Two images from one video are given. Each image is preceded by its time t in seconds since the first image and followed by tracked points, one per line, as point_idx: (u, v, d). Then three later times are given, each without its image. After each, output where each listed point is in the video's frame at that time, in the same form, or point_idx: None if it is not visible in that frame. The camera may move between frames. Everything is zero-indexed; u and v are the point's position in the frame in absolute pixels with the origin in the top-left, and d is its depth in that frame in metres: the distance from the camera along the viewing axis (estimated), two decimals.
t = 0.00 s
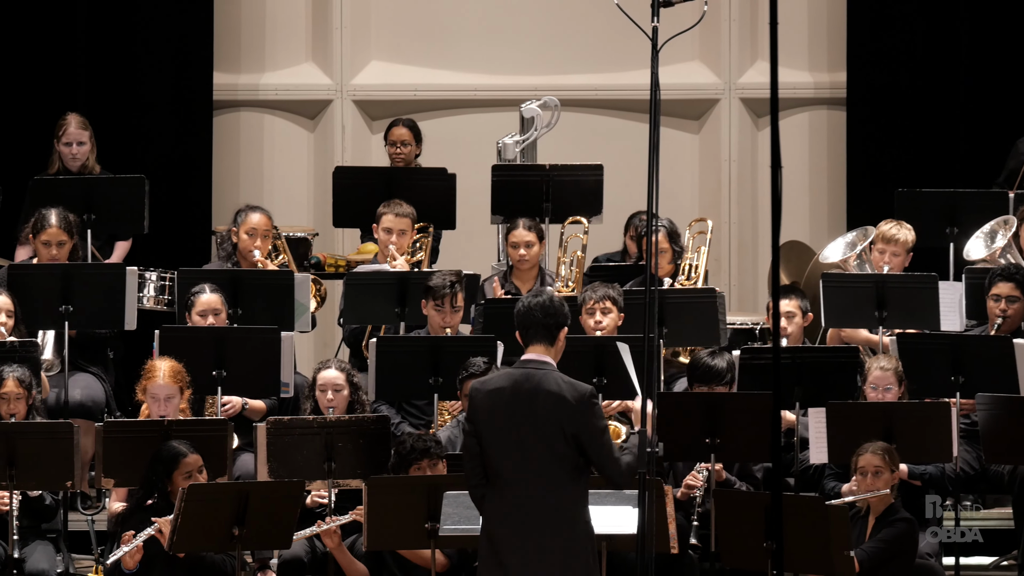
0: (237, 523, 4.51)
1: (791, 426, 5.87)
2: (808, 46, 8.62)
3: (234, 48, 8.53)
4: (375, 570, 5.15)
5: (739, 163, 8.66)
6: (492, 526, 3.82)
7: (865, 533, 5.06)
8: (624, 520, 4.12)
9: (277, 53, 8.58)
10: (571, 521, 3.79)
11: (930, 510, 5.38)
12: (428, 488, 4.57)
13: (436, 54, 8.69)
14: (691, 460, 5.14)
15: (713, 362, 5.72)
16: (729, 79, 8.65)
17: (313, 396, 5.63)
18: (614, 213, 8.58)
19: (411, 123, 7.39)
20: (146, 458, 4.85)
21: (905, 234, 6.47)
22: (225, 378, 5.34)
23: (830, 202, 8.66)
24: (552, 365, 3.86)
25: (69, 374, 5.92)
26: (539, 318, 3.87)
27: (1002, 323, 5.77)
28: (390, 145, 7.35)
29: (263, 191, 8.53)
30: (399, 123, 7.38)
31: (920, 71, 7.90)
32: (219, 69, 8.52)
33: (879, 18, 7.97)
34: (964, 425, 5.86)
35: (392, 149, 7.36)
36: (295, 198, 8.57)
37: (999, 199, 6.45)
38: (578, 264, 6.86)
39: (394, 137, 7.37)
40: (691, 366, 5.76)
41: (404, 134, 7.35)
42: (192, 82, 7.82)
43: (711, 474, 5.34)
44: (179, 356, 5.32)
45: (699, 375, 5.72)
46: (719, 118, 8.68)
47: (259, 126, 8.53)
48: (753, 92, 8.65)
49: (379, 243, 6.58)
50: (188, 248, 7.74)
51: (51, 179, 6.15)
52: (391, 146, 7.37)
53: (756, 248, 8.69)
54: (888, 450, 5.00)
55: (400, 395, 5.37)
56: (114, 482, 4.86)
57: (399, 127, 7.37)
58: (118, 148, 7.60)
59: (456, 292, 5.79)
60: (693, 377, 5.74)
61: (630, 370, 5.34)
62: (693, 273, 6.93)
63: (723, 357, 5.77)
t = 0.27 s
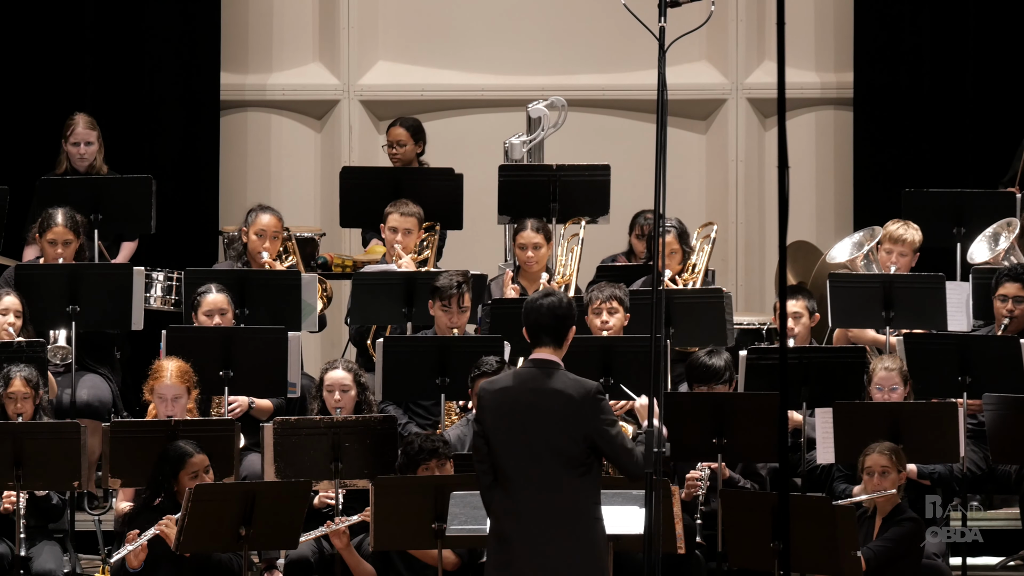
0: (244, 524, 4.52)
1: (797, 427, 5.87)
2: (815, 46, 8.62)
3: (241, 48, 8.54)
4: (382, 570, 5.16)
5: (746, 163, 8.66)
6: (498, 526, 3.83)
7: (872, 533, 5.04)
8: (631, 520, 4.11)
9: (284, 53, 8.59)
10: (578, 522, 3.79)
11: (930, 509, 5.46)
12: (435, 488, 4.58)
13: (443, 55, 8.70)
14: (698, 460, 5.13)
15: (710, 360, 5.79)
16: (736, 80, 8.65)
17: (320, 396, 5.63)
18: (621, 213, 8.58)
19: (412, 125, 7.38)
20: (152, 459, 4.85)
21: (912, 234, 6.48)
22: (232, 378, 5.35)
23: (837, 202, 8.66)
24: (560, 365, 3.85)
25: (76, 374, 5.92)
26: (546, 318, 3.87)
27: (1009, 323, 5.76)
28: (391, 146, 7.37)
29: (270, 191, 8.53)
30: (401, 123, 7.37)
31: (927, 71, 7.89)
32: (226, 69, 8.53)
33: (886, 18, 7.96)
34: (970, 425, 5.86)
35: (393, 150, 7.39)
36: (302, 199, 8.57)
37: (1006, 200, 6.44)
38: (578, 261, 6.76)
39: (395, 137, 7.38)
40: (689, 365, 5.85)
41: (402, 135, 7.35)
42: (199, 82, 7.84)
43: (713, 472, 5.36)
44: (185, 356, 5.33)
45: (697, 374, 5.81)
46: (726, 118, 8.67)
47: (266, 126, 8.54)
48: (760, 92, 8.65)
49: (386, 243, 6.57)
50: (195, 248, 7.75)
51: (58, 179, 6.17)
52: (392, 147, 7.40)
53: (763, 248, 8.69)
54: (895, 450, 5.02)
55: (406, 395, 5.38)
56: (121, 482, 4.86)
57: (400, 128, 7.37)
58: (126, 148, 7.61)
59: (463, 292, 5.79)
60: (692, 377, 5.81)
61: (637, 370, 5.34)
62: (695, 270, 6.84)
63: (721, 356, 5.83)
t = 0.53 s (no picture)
0: (250, 523, 4.53)
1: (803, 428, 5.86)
2: (821, 46, 8.61)
3: (247, 48, 8.55)
4: (388, 570, 5.17)
5: (752, 163, 8.66)
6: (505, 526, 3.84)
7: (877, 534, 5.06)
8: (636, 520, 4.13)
9: (290, 53, 8.59)
10: (586, 523, 3.79)
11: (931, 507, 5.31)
12: (441, 488, 4.58)
13: (448, 55, 8.70)
14: (704, 460, 5.13)
15: (712, 359, 5.77)
16: (742, 80, 8.64)
17: (326, 396, 5.64)
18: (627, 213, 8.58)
19: (413, 129, 7.37)
20: (158, 459, 4.86)
21: (916, 235, 6.44)
22: (238, 378, 5.35)
23: (842, 202, 8.65)
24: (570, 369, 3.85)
25: (81, 375, 5.94)
26: (556, 321, 3.86)
27: (1014, 323, 5.76)
28: (391, 150, 7.37)
29: (276, 192, 8.54)
30: (401, 128, 7.37)
31: (933, 71, 7.88)
32: (232, 69, 8.53)
33: (892, 18, 7.95)
34: (976, 425, 5.86)
35: (393, 154, 7.38)
36: (308, 199, 8.58)
37: (1012, 200, 6.44)
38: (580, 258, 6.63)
39: (394, 141, 7.37)
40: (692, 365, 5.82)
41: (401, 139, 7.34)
42: (205, 82, 7.84)
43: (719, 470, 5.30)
44: (191, 356, 5.34)
45: (700, 373, 5.79)
46: (732, 118, 8.67)
47: (271, 126, 8.54)
48: (765, 92, 8.64)
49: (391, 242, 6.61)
50: (201, 248, 7.75)
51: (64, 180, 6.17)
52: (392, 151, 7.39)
53: (769, 248, 8.68)
54: (901, 450, 5.01)
55: (412, 395, 5.38)
56: (127, 482, 4.87)
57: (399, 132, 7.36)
58: (132, 149, 7.61)
59: (470, 292, 5.79)
60: (695, 376, 5.78)
61: (643, 371, 5.34)
62: (697, 269, 6.79)
63: (724, 355, 5.80)
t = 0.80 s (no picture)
0: (255, 524, 4.53)
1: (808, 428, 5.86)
2: (827, 46, 8.60)
3: (253, 48, 8.55)
4: (394, 570, 5.18)
5: (757, 163, 8.65)
6: (513, 532, 3.84)
7: (883, 535, 5.04)
8: (642, 521, 4.13)
9: (295, 54, 8.60)
10: (593, 533, 3.78)
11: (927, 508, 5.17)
12: (446, 487, 4.58)
13: (454, 55, 8.70)
14: (709, 460, 5.13)
15: (719, 360, 5.73)
16: (747, 80, 8.64)
17: (332, 396, 5.63)
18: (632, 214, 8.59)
19: (402, 130, 7.40)
20: (164, 460, 4.87)
21: (922, 234, 6.45)
22: (244, 378, 5.36)
23: (848, 202, 8.65)
24: (580, 380, 3.85)
25: (87, 374, 5.94)
26: (568, 331, 3.85)
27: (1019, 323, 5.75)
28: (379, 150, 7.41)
29: (282, 192, 8.55)
30: (390, 128, 7.40)
31: (939, 71, 7.87)
32: (238, 69, 8.54)
33: (897, 18, 7.94)
34: (981, 425, 5.85)
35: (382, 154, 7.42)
36: (314, 199, 8.58)
37: (1017, 200, 6.43)
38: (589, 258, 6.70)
39: (383, 141, 7.41)
40: (699, 364, 5.78)
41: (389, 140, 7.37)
42: (210, 82, 7.85)
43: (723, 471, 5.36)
44: (197, 357, 5.34)
45: (707, 374, 5.74)
46: (738, 119, 8.66)
47: (277, 126, 8.55)
48: (771, 92, 8.64)
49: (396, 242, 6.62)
50: (207, 249, 7.76)
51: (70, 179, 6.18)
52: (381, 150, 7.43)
53: (774, 248, 8.69)
54: (906, 451, 5.00)
55: (417, 395, 5.38)
56: (132, 482, 4.88)
57: (388, 132, 7.40)
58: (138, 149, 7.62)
59: (476, 292, 5.81)
60: (702, 377, 5.74)
61: (649, 370, 5.34)
62: (702, 267, 6.79)
63: (732, 355, 5.77)
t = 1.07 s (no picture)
0: (260, 524, 4.53)
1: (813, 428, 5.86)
2: (832, 46, 8.60)
3: (258, 48, 8.55)
4: (399, 570, 5.18)
5: (763, 163, 8.65)
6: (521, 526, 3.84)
7: (888, 535, 5.06)
8: (646, 520, 4.14)
9: (300, 54, 8.60)
10: (601, 523, 3.78)
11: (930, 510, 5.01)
12: (452, 488, 4.58)
13: (460, 56, 8.71)
14: (715, 460, 5.13)
15: (726, 361, 5.77)
16: (752, 80, 8.63)
17: (337, 397, 5.63)
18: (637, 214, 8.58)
19: (379, 129, 7.42)
20: (169, 460, 4.87)
21: (927, 235, 6.47)
22: (249, 378, 5.36)
23: (853, 202, 8.64)
24: (586, 371, 3.85)
25: (92, 375, 5.95)
26: (571, 322, 3.89)
27: None
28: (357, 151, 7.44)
29: (287, 192, 8.55)
30: (368, 128, 7.42)
31: (944, 70, 7.86)
32: (243, 70, 8.54)
33: (903, 17, 7.93)
34: (986, 425, 5.84)
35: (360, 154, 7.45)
36: (319, 199, 8.59)
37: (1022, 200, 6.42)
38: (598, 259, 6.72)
39: (360, 141, 7.43)
40: (706, 366, 5.83)
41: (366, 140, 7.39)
42: (216, 83, 7.86)
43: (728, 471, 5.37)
44: (202, 358, 5.36)
45: (715, 375, 5.78)
46: (743, 119, 8.66)
47: (282, 126, 8.55)
48: (777, 92, 8.64)
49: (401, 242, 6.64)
50: (211, 249, 7.76)
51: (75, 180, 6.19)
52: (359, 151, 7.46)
53: (779, 248, 8.68)
54: (911, 451, 4.98)
55: (423, 395, 5.39)
56: (137, 483, 4.89)
57: (365, 132, 7.42)
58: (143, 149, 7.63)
59: (481, 292, 5.83)
60: (709, 378, 5.78)
61: (654, 371, 5.34)
62: (707, 265, 6.78)
63: (738, 355, 5.82)
